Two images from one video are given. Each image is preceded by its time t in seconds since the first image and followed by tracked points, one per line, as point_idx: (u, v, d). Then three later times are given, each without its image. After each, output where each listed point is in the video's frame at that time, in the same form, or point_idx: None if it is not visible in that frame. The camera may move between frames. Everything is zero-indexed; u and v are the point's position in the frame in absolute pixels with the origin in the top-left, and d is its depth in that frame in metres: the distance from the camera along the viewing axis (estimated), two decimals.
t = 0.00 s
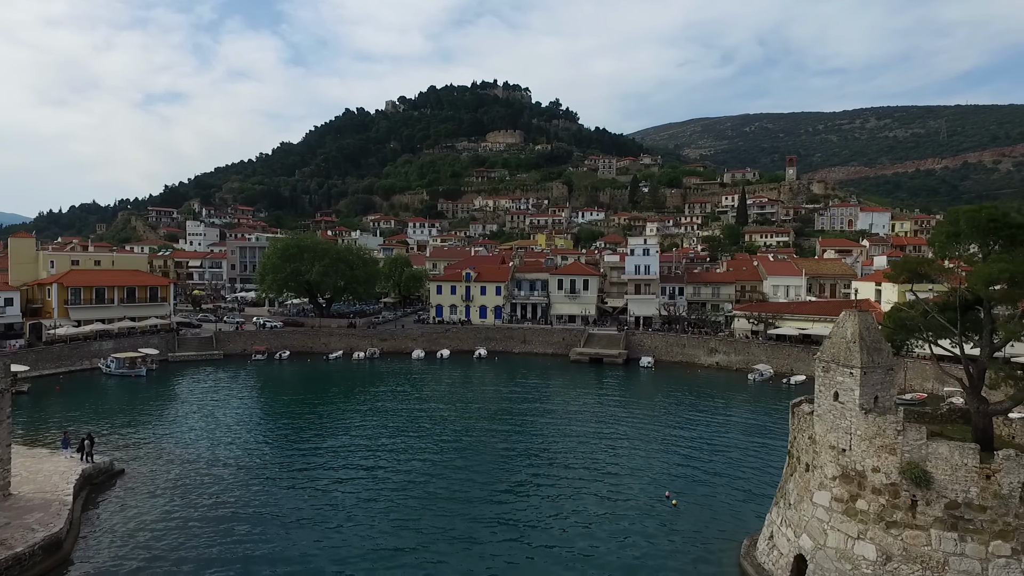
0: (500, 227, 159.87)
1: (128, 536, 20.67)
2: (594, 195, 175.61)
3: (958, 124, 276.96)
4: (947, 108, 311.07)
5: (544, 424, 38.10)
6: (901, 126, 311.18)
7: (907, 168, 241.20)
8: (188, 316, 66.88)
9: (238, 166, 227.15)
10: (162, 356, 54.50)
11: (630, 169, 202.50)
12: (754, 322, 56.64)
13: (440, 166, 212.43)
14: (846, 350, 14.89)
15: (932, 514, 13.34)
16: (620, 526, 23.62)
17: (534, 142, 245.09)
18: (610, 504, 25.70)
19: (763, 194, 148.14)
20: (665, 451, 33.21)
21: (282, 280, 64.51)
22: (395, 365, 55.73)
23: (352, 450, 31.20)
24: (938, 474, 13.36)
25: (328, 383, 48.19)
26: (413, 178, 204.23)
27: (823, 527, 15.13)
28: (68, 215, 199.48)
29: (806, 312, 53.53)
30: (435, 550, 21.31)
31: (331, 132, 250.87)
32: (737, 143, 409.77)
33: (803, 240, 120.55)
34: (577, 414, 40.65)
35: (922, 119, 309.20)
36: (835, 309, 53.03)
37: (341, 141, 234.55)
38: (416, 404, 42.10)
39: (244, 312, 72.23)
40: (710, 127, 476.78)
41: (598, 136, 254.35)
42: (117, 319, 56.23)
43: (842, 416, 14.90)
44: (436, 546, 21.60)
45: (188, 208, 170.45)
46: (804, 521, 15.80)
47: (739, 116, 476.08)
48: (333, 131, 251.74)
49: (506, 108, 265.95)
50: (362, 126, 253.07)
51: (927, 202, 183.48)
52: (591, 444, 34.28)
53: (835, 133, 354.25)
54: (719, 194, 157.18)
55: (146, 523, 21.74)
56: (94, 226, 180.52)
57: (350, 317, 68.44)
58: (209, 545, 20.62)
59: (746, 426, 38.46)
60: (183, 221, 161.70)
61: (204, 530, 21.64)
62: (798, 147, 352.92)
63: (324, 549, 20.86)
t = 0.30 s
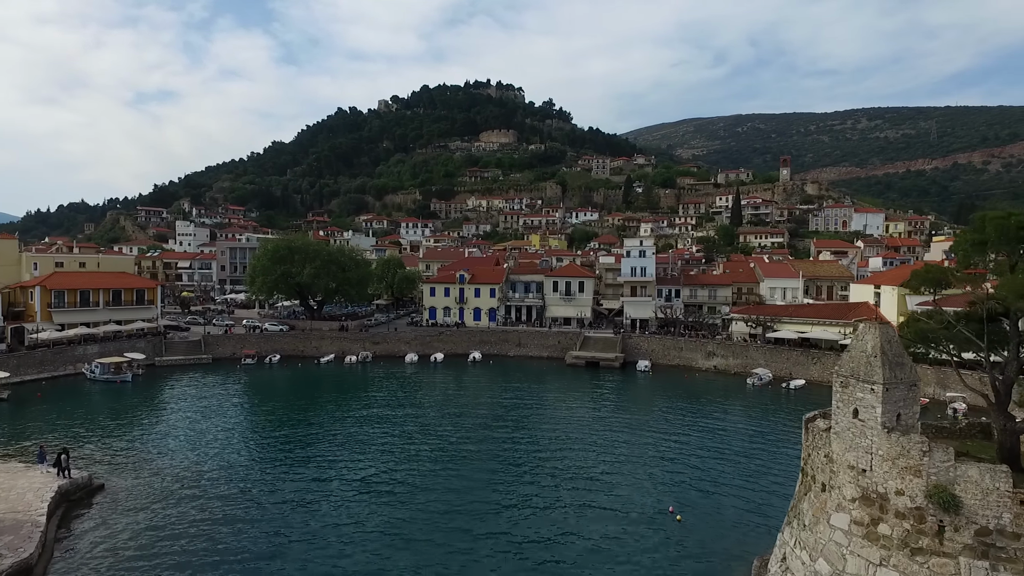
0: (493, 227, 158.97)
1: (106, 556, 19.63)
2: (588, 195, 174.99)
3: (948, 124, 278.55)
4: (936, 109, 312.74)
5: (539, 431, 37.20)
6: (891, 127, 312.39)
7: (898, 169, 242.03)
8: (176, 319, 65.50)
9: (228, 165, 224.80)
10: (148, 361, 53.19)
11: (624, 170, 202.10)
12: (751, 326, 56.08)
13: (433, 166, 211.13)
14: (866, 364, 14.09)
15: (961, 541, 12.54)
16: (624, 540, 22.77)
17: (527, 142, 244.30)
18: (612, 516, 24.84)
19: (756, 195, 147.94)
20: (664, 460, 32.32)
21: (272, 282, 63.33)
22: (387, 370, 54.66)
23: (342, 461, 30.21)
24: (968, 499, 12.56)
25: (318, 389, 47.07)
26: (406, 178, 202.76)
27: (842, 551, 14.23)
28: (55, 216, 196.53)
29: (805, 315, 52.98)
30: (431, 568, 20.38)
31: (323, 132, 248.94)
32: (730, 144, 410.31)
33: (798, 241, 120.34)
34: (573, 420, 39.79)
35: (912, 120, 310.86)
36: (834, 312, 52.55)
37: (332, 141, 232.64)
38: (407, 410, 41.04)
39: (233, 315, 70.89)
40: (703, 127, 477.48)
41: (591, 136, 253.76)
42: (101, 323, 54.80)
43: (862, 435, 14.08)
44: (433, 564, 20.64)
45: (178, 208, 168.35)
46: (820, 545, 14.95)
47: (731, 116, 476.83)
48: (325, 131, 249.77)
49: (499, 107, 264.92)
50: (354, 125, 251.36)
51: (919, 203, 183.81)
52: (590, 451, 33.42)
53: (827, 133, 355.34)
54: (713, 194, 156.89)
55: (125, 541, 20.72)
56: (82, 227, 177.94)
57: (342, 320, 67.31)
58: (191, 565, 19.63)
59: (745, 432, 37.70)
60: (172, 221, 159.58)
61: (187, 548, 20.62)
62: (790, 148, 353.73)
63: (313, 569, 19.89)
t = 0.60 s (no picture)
0: (488, 228, 157.96)
1: None
2: (582, 195, 174.26)
3: (940, 125, 279.56)
4: (928, 110, 313.90)
5: (536, 436, 36.35)
6: (883, 128, 313.09)
7: (891, 169, 242.26)
8: (164, 322, 64.15)
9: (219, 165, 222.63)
10: (135, 366, 51.93)
11: (618, 170, 201.47)
12: (751, 331, 55.08)
13: (427, 165, 209.89)
14: (891, 381, 13.22)
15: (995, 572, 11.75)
16: (627, 556, 22.00)
17: (521, 142, 243.37)
18: (615, 530, 24.08)
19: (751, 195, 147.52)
20: (665, 466, 31.55)
21: (263, 285, 62.14)
22: (380, 374, 53.61)
23: (334, 472, 29.26)
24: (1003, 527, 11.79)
25: (310, 394, 46.00)
26: (399, 178, 201.40)
27: None
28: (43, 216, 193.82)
29: (805, 319, 52.53)
30: None
31: (315, 131, 247.10)
32: (723, 144, 410.48)
33: (793, 242, 119.97)
34: (569, 425, 38.96)
35: (904, 120, 311.81)
36: (834, 316, 51.90)
37: (325, 141, 230.89)
38: (400, 416, 40.10)
39: (223, 318, 69.55)
40: (696, 127, 477.54)
41: (585, 136, 253.03)
42: (87, 327, 53.51)
43: (886, 456, 13.22)
44: None
45: (168, 208, 166.42)
46: (841, 571, 14.11)
47: (724, 117, 477.23)
48: (318, 130, 247.94)
49: (492, 107, 263.78)
50: (348, 125, 249.71)
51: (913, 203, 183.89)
52: (588, 458, 32.58)
53: (819, 134, 355.97)
54: (708, 195, 156.43)
55: (103, 564, 19.78)
56: (71, 227, 175.67)
57: (334, 322, 66.15)
58: None
59: (746, 437, 36.98)
60: (162, 221, 157.69)
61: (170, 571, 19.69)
62: (783, 148, 354.04)
63: None
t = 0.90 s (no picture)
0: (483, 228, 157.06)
1: None
2: (578, 195, 173.63)
3: (933, 125, 280.58)
4: (922, 110, 315.05)
5: (534, 443, 35.44)
6: (877, 128, 313.96)
7: (884, 169, 242.83)
8: (154, 326, 62.95)
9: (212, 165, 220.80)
10: (123, 371, 50.78)
11: (614, 170, 200.87)
12: (751, 334, 54.41)
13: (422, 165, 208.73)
14: (919, 401, 12.38)
15: None
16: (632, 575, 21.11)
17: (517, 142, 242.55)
18: (617, 545, 23.18)
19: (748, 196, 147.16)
20: (667, 473, 30.66)
21: (255, 288, 60.99)
22: (374, 379, 52.61)
23: (325, 483, 28.26)
24: None
25: (303, 400, 44.94)
26: (394, 178, 200.23)
27: None
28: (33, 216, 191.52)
29: (807, 323, 51.81)
30: None
31: (309, 131, 245.50)
32: (718, 144, 410.76)
33: (789, 243, 119.65)
34: (568, 431, 38.09)
35: (897, 121, 312.84)
36: (835, 319, 51.21)
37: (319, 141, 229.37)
38: (395, 423, 39.10)
39: (214, 321, 68.35)
40: (691, 128, 477.86)
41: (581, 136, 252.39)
42: (75, 331, 52.33)
43: (914, 481, 12.34)
44: None
45: (161, 208, 164.73)
46: None
47: (719, 117, 477.80)
48: (312, 130, 246.33)
49: (488, 107, 262.83)
50: (342, 125, 248.29)
51: (908, 203, 184.12)
52: (589, 465, 31.67)
53: (814, 134, 356.65)
54: (704, 195, 156.00)
55: None
56: (62, 227, 173.60)
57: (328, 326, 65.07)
58: None
59: (749, 442, 36.16)
60: (154, 222, 156.01)
61: None
62: (778, 148, 354.45)
63: None
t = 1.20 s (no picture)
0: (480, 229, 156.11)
1: None
2: (576, 195, 172.74)
3: (929, 126, 280.83)
4: (917, 111, 315.49)
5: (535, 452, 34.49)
6: (873, 128, 314.09)
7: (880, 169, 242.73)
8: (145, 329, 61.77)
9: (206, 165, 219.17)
10: (112, 377, 49.65)
11: (611, 170, 200.04)
12: (753, 339, 53.62)
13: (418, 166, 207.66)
14: (954, 423, 11.50)
15: None
16: None
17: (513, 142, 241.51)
18: (622, 562, 22.25)
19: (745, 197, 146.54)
20: (672, 484, 29.74)
21: (247, 291, 59.85)
22: (369, 384, 51.56)
23: (319, 496, 27.28)
24: None
25: (296, 407, 43.85)
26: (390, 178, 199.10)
27: None
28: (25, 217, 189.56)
29: (809, 328, 51.00)
30: None
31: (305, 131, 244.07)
32: (714, 144, 410.52)
33: (788, 244, 118.99)
34: (569, 439, 37.17)
35: (893, 121, 313.11)
36: (839, 323, 50.40)
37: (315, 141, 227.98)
38: (391, 431, 38.10)
39: (206, 324, 67.19)
40: (687, 128, 477.52)
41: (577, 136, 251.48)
42: (63, 336, 51.20)
43: (949, 509, 11.44)
44: None
45: (154, 209, 163.24)
46: None
47: (715, 118, 477.68)
48: (308, 130, 244.96)
49: (484, 107, 261.75)
50: (338, 125, 246.96)
51: (905, 203, 183.86)
52: (591, 476, 30.74)
53: (810, 134, 356.80)
54: (702, 196, 155.38)
55: None
56: (54, 228, 171.86)
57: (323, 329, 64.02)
58: None
59: (755, 449, 35.26)
60: (148, 223, 154.52)
61: None
62: (774, 149, 354.30)
63: None
